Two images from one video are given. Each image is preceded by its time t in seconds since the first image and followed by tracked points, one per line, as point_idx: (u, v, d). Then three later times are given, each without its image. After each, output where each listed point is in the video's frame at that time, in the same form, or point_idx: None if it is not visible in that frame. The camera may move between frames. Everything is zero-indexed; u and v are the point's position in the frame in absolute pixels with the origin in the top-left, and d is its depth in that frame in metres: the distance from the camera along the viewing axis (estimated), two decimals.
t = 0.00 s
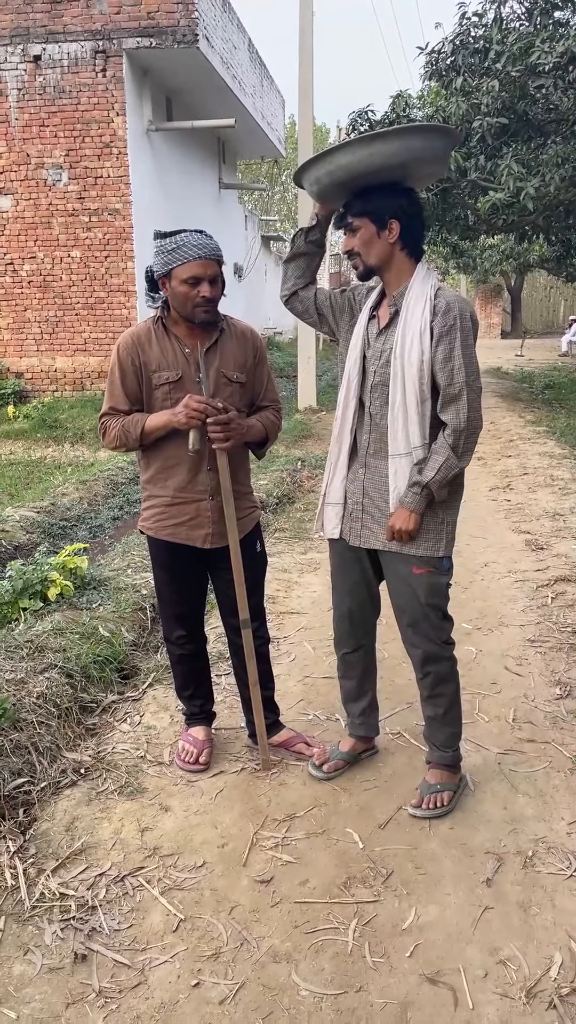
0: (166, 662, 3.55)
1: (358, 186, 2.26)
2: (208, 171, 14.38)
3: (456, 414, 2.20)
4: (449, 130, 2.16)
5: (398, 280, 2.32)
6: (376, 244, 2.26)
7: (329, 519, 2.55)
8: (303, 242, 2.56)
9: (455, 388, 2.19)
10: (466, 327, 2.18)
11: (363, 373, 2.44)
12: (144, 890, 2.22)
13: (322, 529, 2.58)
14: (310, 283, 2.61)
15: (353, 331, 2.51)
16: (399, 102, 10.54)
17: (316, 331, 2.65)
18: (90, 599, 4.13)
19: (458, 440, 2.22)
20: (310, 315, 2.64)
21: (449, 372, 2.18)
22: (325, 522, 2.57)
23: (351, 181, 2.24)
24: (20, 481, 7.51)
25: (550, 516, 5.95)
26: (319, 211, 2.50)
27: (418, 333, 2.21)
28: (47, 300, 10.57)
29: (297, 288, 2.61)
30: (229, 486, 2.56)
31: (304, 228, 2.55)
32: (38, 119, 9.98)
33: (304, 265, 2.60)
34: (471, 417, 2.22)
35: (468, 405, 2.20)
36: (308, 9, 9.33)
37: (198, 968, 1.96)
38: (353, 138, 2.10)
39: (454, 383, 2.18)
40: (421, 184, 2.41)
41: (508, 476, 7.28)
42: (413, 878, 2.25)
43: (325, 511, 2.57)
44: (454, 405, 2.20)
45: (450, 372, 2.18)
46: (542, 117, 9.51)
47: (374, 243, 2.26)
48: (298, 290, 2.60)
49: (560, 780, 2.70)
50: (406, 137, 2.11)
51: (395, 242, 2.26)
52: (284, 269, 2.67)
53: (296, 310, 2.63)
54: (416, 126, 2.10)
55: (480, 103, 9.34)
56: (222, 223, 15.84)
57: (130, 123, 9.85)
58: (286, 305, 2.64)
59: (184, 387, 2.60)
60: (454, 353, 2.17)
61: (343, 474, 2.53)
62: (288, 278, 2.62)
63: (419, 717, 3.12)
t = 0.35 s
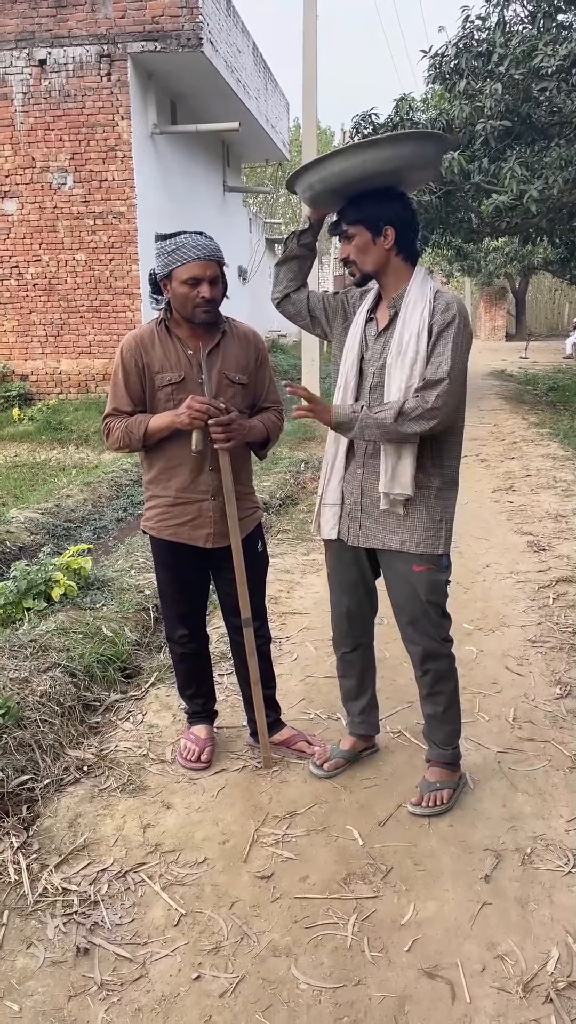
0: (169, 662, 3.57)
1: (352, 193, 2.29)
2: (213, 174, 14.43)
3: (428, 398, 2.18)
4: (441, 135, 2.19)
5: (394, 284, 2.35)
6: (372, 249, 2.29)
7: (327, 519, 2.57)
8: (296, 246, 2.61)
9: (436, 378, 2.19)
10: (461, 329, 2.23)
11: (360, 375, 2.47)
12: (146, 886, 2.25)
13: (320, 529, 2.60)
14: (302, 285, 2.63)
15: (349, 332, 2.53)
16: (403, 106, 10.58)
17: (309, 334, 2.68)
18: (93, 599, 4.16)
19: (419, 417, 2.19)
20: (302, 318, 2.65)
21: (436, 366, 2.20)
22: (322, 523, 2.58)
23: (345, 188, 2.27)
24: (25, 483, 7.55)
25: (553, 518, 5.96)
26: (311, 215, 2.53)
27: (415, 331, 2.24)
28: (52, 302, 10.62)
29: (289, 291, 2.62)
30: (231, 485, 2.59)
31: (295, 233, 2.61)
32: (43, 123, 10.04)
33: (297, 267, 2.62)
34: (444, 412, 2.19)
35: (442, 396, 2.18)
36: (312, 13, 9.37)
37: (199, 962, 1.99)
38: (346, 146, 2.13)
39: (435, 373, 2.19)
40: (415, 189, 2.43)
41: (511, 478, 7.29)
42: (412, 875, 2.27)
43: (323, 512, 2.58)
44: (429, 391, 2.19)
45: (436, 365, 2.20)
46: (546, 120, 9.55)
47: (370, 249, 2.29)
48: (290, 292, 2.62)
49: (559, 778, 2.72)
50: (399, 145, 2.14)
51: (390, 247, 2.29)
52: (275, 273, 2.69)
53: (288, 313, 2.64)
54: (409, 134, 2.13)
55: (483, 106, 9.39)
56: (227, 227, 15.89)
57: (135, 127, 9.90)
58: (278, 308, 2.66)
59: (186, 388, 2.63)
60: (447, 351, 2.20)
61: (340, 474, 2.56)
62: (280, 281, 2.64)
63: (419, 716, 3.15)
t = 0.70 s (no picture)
0: (172, 662, 3.60)
1: (343, 200, 2.31)
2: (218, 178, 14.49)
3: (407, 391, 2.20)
4: (431, 144, 2.22)
5: (385, 290, 2.39)
6: (363, 256, 2.32)
7: (321, 519, 2.60)
8: (287, 248, 2.62)
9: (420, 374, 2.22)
10: (448, 332, 2.27)
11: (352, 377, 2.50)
12: (148, 881, 2.28)
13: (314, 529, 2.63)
14: (294, 289, 2.66)
15: (342, 334, 2.56)
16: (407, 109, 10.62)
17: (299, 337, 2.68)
18: (98, 600, 4.19)
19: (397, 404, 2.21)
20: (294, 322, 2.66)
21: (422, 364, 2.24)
22: (317, 522, 2.61)
23: (336, 195, 2.29)
24: (32, 485, 7.60)
25: (556, 520, 5.98)
26: (302, 219, 2.57)
27: (404, 332, 2.28)
28: (58, 306, 10.67)
29: (281, 294, 2.65)
30: (232, 486, 2.62)
31: (286, 236, 2.63)
32: (50, 127, 10.10)
33: (288, 271, 2.64)
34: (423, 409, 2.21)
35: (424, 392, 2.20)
36: (317, 17, 9.42)
37: (200, 956, 2.01)
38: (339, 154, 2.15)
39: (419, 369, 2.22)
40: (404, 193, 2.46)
41: (515, 481, 7.31)
42: (411, 872, 2.30)
43: (318, 512, 2.61)
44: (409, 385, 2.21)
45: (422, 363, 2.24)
46: (550, 124, 9.57)
47: (361, 256, 2.32)
48: (283, 295, 2.64)
49: (558, 777, 2.75)
50: (391, 153, 2.16)
51: (381, 254, 2.33)
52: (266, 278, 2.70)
53: (280, 316, 2.66)
54: (401, 143, 2.15)
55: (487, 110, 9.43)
56: (232, 230, 15.94)
57: (141, 131, 9.96)
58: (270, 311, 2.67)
59: (189, 392, 2.66)
60: (433, 351, 2.24)
61: (335, 475, 2.59)
62: (271, 286, 2.66)
63: (419, 715, 3.17)
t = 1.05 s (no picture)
0: (177, 660, 3.64)
1: (349, 200, 2.36)
2: (224, 181, 14.55)
3: (447, 415, 2.30)
4: (438, 148, 2.27)
5: (387, 290, 2.43)
6: (365, 255, 2.36)
7: (323, 519, 2.63)
8: (290, 247, 2.67)
9: (447, 392, 2.30)
10: (456, 336, 2.31)
11: (353, 378, 2.53)
12: (152, 873, 2.32)
13: (316, 529, 2.66)
14: (295, 287, 2.72)
15: (342, 335, 2.60)
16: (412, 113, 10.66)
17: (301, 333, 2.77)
18: (103, 599, 4.24)
19: (447, 438, 2.30)
20: (295, 318, 2.73)
21: (442, 377, 2.30)
22: (318, 522, 2.64)
23: (343, 194, 2.34)
24: (38, 486, 7.65)
25: (559, 521, 6.00)
26: (306, 219, 2.62)
27: (413, 340, 2.31)
28: (64, 308, 10.73)
29: (283, 292, 2.71)
30: (235, 485, 2.65)
31: (291, 234, 2.67)
32: (56, 131, 10.17)
33: (291, 269, 2.70)
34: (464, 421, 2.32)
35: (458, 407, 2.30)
36: (323, 21, 9.46)
37: (203, 946, 2.05)
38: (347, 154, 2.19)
39: (447, 388, 2.29)
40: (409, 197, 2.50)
41: (519, 482, 7.34)
42: (410, 865, 2.33)
43: (319, 512, 2.64)
44: (445, 409, 2.30)
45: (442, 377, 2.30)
46: (555, 126, 9.59)
47: (364, 254, 2.36)
48: (284, 293, 2.70)
49: (557, 773, 2.78)
50: (398, 155, 2.21)
51: (384, 254, 2.36)
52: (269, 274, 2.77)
53: (281, 313, 2.73)
54: (410, 145, 2.20)
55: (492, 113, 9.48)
56: (238, 233, 16.01)
57: (147, 134, 10.02)
58: (271, 308, 2.74)
59: (192, 392, 2.70)
60: (448, 362, 2.30)
61: (336, 475, 2.62)
62: (274, 283, 2.72)
63: (421, 713, 3.21)
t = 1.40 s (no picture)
0: (182, 656, 3.69)
1: (357, 202, 2.41)
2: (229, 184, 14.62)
3: (460, 417, 2.37)
4: (444, 151, 2.32)
5: (392, 292, 2.47)
6: (372, 256, 2.41)
7: (331, 519, 2.68)
8: (298, 250, 2.72)
9: (459, 393, 2.36)
10: (464, 336, 2.35)
11: (360, 378, 2.58)
12: (158, 863, 2.37)
13: (323, 528, 2.71)
14: (302, 289, 2.76)
15: (349, 335, 2.65)
16: (416, 115, 10.72)
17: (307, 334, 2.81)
18: (110, 597, 4.29)
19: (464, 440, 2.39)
20: (302, 320, 2.78)
21: (452, 378, 2.35)
22: (325, 521, 2.69)
23: (350, 196, 2.39)
24: (44, 486, 7.71)
25: (561, 521, 6.05)
26: (313, 222, 2.67)
27: (421, 341, 2.36)
28: (70, 309, 10.81)
29: (290, 294, 2.75)
30: (240, 484, 2.70)
31: (298, 237, 2.72)
32: (63, 134, 10.25)
33: (298, 271, 2.75)
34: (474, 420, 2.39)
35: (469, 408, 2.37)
36: (328, 24, 9.51)
37: (207, 932, 2.10)
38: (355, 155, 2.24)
39: (458, 390, 2.36)
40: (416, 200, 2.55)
41: (522, 482, 7.38)
42: (411, 856, 2.38)
43: (326, 511, 2.69)
44: (457, 411, 2.37)
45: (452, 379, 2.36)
46: (559, 129, 9.60)
47: (370, 256, 2.41)
48: (292, 295, 2.74)
49: (557, 768, 2.82)
50: (404, 158, 2.26)
51: (390, 255, 2.41)
52: (277, 276, 2.81)
53: (288, 315, 2.77)
54: (416, 147, 2.25)
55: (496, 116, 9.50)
56: (243, 235, 16.08)
57: (153, 137, 10.09)
58: (279, 310, 2.78)
59: (198, 393, 2.75)
60: (456, 363, 2.34)
61: (343, 474, 2.67)
62: (281, 285, 2.77)
63: (424, 708, 3.26)
